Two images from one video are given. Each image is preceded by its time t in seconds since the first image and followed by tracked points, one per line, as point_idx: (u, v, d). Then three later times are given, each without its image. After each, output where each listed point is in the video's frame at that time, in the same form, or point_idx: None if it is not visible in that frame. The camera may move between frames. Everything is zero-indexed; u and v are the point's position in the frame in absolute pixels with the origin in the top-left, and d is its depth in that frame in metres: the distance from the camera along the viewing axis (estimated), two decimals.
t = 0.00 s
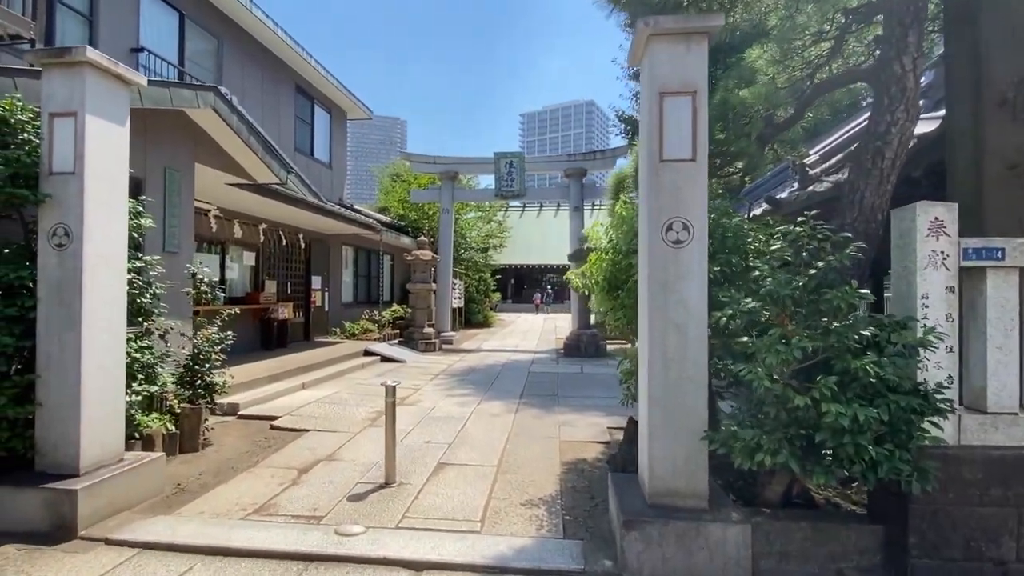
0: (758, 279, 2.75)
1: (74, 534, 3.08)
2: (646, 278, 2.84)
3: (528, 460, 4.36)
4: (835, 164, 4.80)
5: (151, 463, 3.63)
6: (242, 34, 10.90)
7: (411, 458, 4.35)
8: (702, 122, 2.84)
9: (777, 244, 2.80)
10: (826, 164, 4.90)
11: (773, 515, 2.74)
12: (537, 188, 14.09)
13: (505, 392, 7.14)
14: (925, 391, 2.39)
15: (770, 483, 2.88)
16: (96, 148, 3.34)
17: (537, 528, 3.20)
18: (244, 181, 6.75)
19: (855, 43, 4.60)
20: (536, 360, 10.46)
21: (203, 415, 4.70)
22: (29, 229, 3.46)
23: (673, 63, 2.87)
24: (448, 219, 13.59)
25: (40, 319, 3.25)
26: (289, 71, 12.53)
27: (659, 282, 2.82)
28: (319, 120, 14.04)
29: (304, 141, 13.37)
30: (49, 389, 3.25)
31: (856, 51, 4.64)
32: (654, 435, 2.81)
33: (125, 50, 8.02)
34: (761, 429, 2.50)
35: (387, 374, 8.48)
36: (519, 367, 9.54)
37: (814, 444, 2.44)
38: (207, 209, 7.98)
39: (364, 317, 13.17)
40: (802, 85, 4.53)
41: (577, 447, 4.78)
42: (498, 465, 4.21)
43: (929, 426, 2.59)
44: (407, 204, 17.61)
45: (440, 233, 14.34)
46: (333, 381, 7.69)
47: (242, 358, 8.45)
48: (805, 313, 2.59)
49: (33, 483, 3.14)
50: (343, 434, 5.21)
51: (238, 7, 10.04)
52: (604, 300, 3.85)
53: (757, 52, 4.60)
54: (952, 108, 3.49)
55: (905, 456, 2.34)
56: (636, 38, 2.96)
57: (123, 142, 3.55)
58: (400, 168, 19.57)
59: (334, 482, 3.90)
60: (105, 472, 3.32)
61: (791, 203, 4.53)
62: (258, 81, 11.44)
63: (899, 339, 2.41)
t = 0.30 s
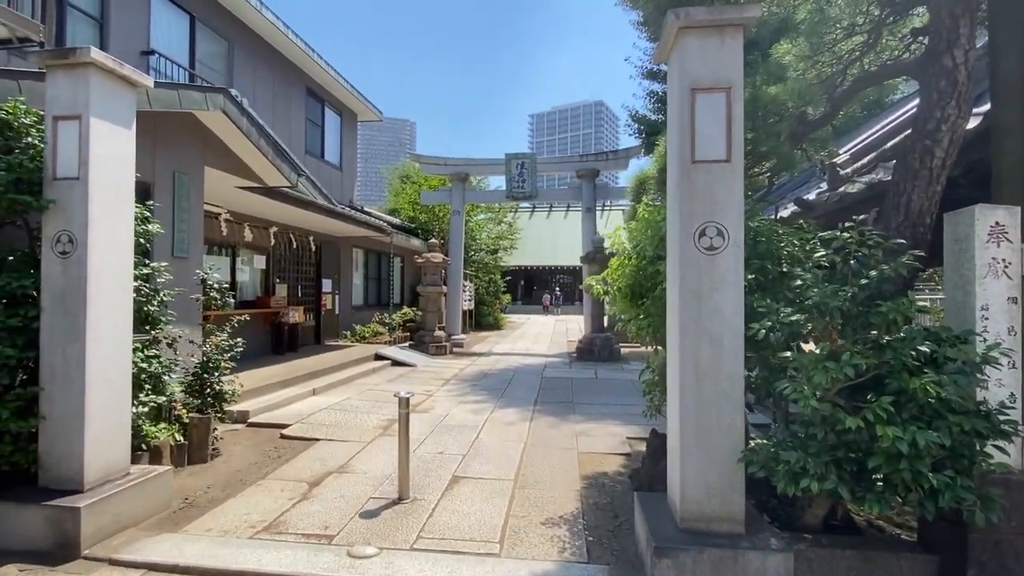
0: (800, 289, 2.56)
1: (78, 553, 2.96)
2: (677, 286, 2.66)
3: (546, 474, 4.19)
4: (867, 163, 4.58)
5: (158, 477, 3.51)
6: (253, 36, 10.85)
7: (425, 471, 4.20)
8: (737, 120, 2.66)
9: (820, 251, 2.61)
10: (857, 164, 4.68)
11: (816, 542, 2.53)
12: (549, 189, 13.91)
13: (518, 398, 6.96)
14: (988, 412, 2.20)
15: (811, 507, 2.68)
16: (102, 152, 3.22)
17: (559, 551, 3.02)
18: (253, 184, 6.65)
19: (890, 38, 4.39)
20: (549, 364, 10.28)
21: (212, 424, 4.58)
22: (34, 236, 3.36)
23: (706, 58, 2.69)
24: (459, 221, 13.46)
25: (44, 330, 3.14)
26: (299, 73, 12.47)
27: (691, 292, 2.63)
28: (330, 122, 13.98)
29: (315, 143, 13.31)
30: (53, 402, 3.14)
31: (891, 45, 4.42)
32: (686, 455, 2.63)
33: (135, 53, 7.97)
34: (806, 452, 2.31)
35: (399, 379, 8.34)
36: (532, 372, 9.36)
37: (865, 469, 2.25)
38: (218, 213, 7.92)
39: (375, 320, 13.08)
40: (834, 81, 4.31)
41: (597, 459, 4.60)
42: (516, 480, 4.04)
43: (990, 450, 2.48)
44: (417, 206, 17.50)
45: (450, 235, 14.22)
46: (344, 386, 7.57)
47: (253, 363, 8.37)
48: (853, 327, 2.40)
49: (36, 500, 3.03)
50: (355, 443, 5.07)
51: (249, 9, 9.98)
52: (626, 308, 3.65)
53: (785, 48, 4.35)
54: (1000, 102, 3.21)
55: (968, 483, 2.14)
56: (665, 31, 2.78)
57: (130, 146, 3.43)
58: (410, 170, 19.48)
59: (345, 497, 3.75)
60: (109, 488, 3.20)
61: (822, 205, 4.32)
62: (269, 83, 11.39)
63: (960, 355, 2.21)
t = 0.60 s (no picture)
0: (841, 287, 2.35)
1: (65, 569, 2.79)
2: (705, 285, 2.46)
3: (559, 485, 3.97)
4: (897, 157, 4.38)
5: (152, 488, 3.34)
6: (260, 39, 10.80)
7: (432, 481, 4.00)
8: (770, 106, 2.45)
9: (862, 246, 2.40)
10: (887, 159, 4.48)
11: (861, 566, 2.30)
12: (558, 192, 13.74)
13: (528, 405, 6.75)
14: None
15: (852, 525, 2.46)
16: (95, 147, 3.08)
17: (576, 571, 2.80)
18: (257, 185, 6.54)
19: (921, 27, 4.16)
20: (559, 370, 10.06)
21: (212, 431, 4.41)
22: (25, 234, 3.22)
23: (735, 39, 2.49)
24: (467, 225, 13.31)
25: (33, 332, 3.00)
26: (307, 76, 12.41)
27: (720, 291, 2.43)
28: (337, 126, 13.91)
29: (322, 146, 13.23)
30: (41, 408, 2.99)
31: (922, 35, 4.19)
32: (716, 468, 2.42)
33: (139, 54, 7.90)
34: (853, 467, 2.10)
35: (405, 385, 8.17)
36: (541, 377, 9.15)
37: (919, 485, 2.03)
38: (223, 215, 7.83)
39: (381, 324, 12.94)
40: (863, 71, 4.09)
41: (612, 470, 4.38)
42: (528, 491, 3.83)
43: None
44: (424, 210, 17.40)
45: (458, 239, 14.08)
46: (350, 392, 7.40)
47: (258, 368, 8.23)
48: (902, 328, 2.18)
49: (22, 511, 2.87)
50: (359, 451, 4.89)
51: (256, 12, 9.93)
52: (645, 310, 3.44)
53: (809, 37, 4.16)
54: None
55: None
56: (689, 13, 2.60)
57: (126, 141, 3.30)
58: (418, 174, 19.40)
59: (349, 509, 3.56)
60: (100, 499, 3.04)
61: (850, 201, 4.10)
62: (276, 86, 11.33)
63: None
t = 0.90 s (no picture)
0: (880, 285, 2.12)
1: None
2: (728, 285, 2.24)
3: (568, 497, 3.76)
4: (927, 148, 4.12)
5: (139, 500, 3.18)
6: (263, 38, 10.70)
7: (433, 492, 3.80)
8: (798, 87, 2.24)
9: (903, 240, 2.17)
10: (915, 149, 4.22)
11: None
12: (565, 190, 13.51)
13: (536, 409, 6.54)
14: None
15: (892, 548, 2.23)
16: (77, 140, 2.92)
17: None
18: (258, 185, 6.41)
19: (952, 9, 3.91)
20: (567, 372, 9.84)
21: (206, 438, 4.25)
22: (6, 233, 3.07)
23: (759, 14, 2.27)
24: (473, 224, 13.12)
25: (12, 336, 2.85)
26: (311, 76, 12.29)
27: (745, 290, 2.22)
28: (342, 126, 13.79)
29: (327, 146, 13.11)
30: (20, 417, 2.83)
31: (953, 18, 3.94)
32: (740, 485, 2.20)
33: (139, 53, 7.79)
34: (898, 487, 1.88)
35: (410, 388, 7.99)
36: (549, 380, 8.93)
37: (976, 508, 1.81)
38: (225, 216, 7.73)
39: (387, 326, 12.79)
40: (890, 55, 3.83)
41: (623, 479, 4.16)
42: (535, 503, 3.62)
43: None
44: (430, 210, 17.25)
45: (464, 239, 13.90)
46: (353, 395, 7.24)
47: (261, 370, 8.09)
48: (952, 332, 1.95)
49: None
50: (360, 458, 4.70)
51: (259, 10, 9.83)
52: (661, 309, 3.23)
53: (832, 21, 3.92)
54: None
55: None
56: None
57: (111, 136, 3.14)
58: (424, 174, 19.26)
59: (345, 522, 3.37)
60: (82, 513, 2.87)
61: (876, 194, 3.85)
62: (280, 86, 11.23)
63: None
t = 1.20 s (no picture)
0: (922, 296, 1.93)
1: None
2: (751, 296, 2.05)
3: (575, 514, 3.57)
4: (954, 145, 3.87)
5: (123, 519, 3.01)
6: (264, 37, 10.56)
7: (433, 508, 3.62)
8: (827, 79, 2.04)
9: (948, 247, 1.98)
10: (941, 147, 3.97)
11: None
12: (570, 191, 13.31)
13: (541, 416, 6.35)
14: None
15: None
16: (53, 140, 2.75)
17: None
18: (255, 186, 6.25)
19: None
20: (572, 376, 9.64)
21: (198, 449, 4.09)
22: None
23: None
24: (477, 225, 12.94)
25: None
26: (312, 75, 12.15)
27: (770, 300, 2.02)
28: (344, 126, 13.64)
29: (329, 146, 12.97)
30: None
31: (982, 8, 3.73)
32: (765, 514, 2.00)
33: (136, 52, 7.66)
34: (947, 521, 1.70)
35: (412, 393, 7.81)
36: (554, 384, 8.74)
37: None
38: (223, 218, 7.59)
39: (390, 328, 12.64)
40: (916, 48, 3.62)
41: (633, 494, 3.97)
42: (540, 521, 3.44)
43: None
44: (433, 210, 17.09)
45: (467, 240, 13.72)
46: (353, 401, 7.07)
47: (261, 375, 7.95)
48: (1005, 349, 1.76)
49: None
50: (358, 469, 4.53)
51: (259, 8, 9.69)
52: (673, 315, 3.03)
53: (853, 11, 3.71)
54: None
55: None
56: None
57: (91, 135, 2.98)
58: (427, 175, 19.10)
59: (340, 542, 3.19)
60: (60, 535, 2.71)
61: (900, 195, 3.63)
62: (281, 86, 11.09)
63: None
